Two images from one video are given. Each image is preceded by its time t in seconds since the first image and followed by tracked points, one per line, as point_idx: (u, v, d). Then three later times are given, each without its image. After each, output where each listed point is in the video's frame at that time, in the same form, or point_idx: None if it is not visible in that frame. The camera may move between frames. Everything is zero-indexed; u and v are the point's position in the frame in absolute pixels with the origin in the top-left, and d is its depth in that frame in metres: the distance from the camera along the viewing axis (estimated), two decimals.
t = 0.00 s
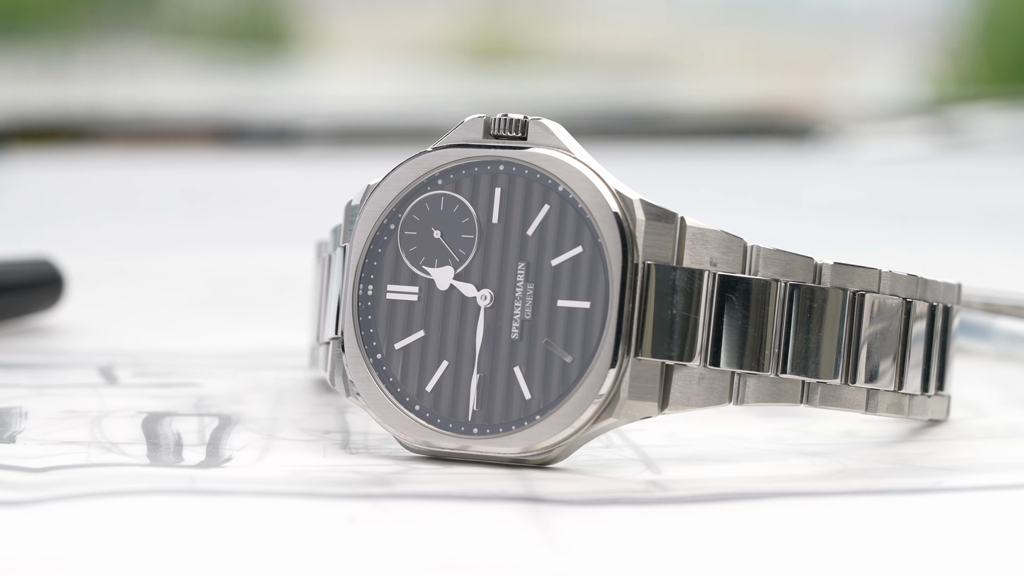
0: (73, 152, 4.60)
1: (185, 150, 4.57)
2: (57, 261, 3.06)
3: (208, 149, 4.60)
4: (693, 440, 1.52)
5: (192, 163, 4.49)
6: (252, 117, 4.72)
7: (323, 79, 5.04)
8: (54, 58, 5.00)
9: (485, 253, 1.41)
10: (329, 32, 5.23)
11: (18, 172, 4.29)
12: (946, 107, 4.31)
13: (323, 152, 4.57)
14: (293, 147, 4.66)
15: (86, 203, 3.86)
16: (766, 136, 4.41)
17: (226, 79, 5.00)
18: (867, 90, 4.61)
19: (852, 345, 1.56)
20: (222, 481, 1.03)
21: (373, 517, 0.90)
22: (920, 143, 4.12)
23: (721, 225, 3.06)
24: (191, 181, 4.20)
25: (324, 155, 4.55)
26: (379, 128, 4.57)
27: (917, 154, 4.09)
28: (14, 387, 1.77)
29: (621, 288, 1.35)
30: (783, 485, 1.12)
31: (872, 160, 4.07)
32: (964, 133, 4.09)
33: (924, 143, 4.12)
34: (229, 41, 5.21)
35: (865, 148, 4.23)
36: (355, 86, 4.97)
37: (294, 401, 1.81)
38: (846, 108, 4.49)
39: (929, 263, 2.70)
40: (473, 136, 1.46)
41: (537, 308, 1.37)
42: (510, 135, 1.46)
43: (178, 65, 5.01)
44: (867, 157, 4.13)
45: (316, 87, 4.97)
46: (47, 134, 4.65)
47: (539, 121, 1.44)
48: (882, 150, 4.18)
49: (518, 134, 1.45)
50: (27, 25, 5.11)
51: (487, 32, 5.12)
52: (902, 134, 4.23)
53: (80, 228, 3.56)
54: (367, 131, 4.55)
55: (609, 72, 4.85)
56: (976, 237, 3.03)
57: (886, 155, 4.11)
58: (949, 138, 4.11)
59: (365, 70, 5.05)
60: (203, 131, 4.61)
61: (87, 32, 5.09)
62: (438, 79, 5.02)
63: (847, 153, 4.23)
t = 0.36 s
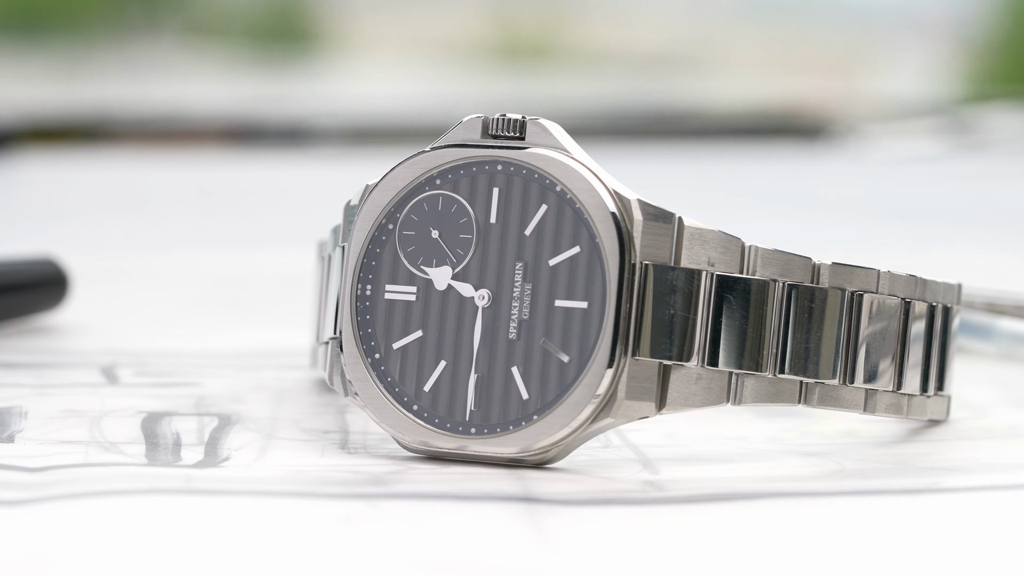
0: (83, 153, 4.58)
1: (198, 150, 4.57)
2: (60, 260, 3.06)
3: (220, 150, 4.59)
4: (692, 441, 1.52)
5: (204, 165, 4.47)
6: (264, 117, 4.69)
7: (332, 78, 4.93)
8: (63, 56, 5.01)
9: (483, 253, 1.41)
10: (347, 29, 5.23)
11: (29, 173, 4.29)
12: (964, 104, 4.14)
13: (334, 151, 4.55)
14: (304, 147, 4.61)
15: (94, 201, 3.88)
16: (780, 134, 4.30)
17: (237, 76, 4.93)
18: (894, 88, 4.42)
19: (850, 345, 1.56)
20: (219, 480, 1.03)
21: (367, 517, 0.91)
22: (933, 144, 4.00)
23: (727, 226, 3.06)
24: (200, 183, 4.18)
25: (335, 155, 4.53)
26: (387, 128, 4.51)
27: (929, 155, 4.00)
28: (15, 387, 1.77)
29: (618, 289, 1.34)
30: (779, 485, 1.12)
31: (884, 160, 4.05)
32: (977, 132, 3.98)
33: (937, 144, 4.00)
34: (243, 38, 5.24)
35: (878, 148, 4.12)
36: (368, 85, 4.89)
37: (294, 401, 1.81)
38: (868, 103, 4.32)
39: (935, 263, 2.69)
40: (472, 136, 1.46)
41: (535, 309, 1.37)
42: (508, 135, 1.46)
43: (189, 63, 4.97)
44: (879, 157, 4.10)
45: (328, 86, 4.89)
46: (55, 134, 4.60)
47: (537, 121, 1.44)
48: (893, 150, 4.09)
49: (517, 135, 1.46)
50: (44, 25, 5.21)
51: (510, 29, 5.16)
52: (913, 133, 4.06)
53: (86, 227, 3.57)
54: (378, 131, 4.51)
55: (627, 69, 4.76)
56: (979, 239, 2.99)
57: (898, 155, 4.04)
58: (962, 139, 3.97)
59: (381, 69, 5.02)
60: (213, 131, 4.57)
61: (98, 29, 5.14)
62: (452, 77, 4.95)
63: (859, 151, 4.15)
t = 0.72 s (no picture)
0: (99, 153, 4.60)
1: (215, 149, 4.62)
2: (64, 260, 3.07)
3: (236, 150, 4.65)
4: (691, 441, 1.52)
5: (222, 166, 4.53)
6: (276, 115, 4.72)
7: (349, 76, 4.92)
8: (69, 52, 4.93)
9: (480, 253, 1.41)
10: (359, 26, 5.06)
11: (47, 173, 4.34)
12: (984, 104, 4.04)
13: (347, 152, 4.56)
14: (317, 147, 4.65)
15: (105, 199, 3.91)
16: (793, 134, 4.32)
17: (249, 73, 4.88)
18: (922, 89, 4.25)
19: (848, 345, 1.56)
20: (216, 480, 1.03)
21: (361, 517, 0.91)
22: (945, 144, 3.94)
23: (734, 227, 3.07)
24: (215, 184, 4.20)
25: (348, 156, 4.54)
26: (400, 128, 4.50)
27: (943, 156, 3.97)
28: (17, 386, 1.78)
29: (615, 289, 1.34)
30: (776, 485, 1.12)
31: (895, 162, 4.03)
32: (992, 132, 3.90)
33: (951, 144, 3.94)
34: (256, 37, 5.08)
35: (890, 149, 4.09)
36: (383, 84, 4.88)
37: (294, 400, 1.82)
38: (887, 107, 4.20)
39: (938, 263, 2.70)
40: (470, 136, 1.46)
41: (532, 308, 1.37)
42: (506, 135, 1.46)
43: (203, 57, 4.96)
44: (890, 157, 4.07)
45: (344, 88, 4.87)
46: (71, 134, 4.62)
47: (535, 121, 1.44)
48: (904, 150, 4.06)
49: (514, 134, 1.46)
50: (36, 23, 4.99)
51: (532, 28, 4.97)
52: (927, 132, 3.98)
53: (95, 226, 3.58)
54: (389, 132, 4.51)
55: (653, 70, 4.65)
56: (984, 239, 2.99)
57: (910, 155, 4.03)
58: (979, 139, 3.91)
59: (397, 68, 4.97)
60: (229, 130, 4.62)
61: (102, 27, 5.01)
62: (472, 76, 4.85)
63: (871, 151, 4.15)
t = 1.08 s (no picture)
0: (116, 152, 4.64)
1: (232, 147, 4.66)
2: (69, 259, 3.08)
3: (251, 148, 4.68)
4: (690, 441, 1.52)
5: (235, 164, 4.54)
6: (293, 114, 4.77)
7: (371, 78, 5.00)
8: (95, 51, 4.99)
9: (478, 253, 1.41)
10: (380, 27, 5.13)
11: (62, 171, 4.37)
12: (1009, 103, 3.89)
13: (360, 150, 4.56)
14: (331, 145, 4.63)
15: (119, 195, 3.98)
16: (806, 131, 4.33)
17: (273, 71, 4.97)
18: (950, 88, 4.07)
19: (847, 345, 1.56)
20: (213, 480, 1.03)
21: (356, 517, 0.91)
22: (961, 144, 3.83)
23: (740, 229, 3.10)
24: (233, 181, 4.28)
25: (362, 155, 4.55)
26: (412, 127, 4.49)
27: (957, 156, 3.87)
28: (18, 385, 1.78)
29: (613, 289, 1.34)
30: (773, 486, 1.11)
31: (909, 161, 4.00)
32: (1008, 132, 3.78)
33: (964, 145, 3.83)
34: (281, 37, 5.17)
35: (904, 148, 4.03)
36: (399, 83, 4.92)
37: (295, 399, 1.82)
38: (904, 104, 4.11)
39: (937, 263, 2.73)
40: (468, 136, 1.46)
41: (530, 308, 1.37)
42: (505, 135, 1.46)
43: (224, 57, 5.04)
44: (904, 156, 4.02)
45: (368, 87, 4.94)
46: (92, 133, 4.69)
47: (533, 121, 1.44)
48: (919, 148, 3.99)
49: (513, 135, 1.46)
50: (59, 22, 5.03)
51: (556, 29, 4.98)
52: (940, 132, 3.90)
53: (105, 225, 3.62)
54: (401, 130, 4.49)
55: (673, 69, 4.70)
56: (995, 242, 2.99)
57: (924, 153, 3.97)
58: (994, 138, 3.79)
59: (414, 71, 5.03)
60: (245, 128, 4.67)
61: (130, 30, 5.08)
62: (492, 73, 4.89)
63: (883, 150, 4.10)
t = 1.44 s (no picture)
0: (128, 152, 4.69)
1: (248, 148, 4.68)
2: (74, 259, 3.09)
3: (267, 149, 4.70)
4: (690, 441, 1.52)
5: (246, 166, 4.58)
6: (305, 114, 4.66)
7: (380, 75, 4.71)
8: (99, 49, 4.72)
9: (477, 253, 1.41)
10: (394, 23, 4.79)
11: (73, 172, 4.42)
12: None
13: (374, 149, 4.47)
14: (341, 146, 4.56)
15: (132, 194, 4.04)
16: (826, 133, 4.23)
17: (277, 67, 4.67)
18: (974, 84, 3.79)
19: (846, 345, 1.56)
20: (210, 480, 1.03)
21: (351, 517, 0.91)
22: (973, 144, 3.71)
23: (740, 230, 3.19)
24: (251, 180, 4.33)
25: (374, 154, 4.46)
26: (423, 127, 4.38)
27: (968, 155, 3.77)
28: (20, 384, 1.79)
29: (611, 289, 1.34)
30: (771, 486, 1.11)
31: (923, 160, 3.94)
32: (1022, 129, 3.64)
33: (977, 144, 3.70)
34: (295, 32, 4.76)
35: (918, 148, 3.95)
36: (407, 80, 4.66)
37: (296, 399, 1.82)
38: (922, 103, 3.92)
39: (933, 265, 2.77)
40: (467, 136, 1.46)
41: (528, 308, 1.37)
42: (503, 136, 1.46)
43: (227, 53, 4.75)
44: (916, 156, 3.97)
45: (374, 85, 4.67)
46: (103, 135, 4.70)
47: (531, 121, 1.44)
48: (931, 147, 3.91)
49: (511, 135, 1.46)
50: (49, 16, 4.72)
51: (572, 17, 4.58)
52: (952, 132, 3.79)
53: (115, 225, 3.64)
54: (413, 130, 4.40)
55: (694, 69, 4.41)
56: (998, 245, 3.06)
57: (936, 154, 3.90)
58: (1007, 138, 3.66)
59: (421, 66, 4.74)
60: (257, 129, 4.65)
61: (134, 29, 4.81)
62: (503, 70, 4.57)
63: (898, 150, 4.02)
